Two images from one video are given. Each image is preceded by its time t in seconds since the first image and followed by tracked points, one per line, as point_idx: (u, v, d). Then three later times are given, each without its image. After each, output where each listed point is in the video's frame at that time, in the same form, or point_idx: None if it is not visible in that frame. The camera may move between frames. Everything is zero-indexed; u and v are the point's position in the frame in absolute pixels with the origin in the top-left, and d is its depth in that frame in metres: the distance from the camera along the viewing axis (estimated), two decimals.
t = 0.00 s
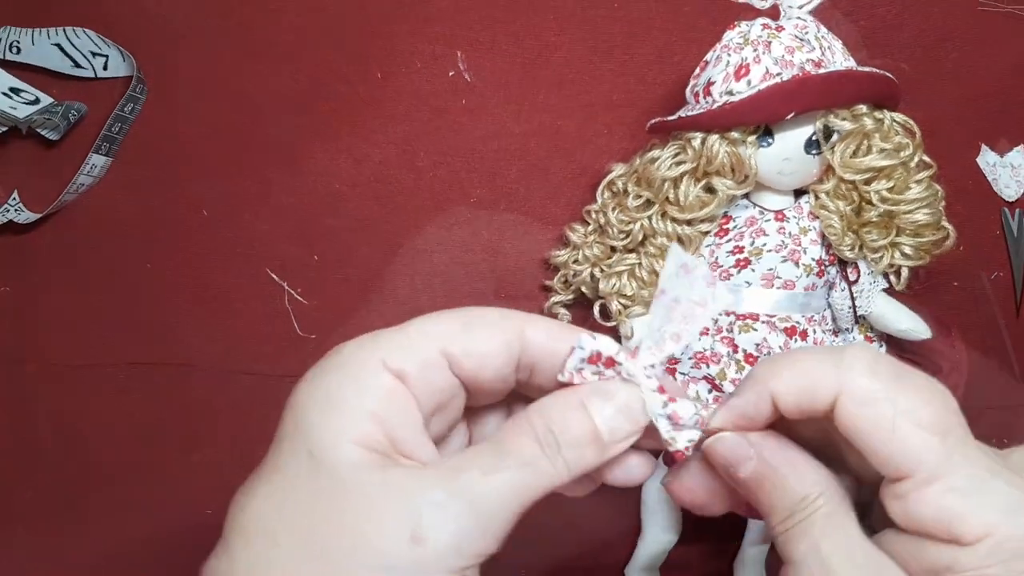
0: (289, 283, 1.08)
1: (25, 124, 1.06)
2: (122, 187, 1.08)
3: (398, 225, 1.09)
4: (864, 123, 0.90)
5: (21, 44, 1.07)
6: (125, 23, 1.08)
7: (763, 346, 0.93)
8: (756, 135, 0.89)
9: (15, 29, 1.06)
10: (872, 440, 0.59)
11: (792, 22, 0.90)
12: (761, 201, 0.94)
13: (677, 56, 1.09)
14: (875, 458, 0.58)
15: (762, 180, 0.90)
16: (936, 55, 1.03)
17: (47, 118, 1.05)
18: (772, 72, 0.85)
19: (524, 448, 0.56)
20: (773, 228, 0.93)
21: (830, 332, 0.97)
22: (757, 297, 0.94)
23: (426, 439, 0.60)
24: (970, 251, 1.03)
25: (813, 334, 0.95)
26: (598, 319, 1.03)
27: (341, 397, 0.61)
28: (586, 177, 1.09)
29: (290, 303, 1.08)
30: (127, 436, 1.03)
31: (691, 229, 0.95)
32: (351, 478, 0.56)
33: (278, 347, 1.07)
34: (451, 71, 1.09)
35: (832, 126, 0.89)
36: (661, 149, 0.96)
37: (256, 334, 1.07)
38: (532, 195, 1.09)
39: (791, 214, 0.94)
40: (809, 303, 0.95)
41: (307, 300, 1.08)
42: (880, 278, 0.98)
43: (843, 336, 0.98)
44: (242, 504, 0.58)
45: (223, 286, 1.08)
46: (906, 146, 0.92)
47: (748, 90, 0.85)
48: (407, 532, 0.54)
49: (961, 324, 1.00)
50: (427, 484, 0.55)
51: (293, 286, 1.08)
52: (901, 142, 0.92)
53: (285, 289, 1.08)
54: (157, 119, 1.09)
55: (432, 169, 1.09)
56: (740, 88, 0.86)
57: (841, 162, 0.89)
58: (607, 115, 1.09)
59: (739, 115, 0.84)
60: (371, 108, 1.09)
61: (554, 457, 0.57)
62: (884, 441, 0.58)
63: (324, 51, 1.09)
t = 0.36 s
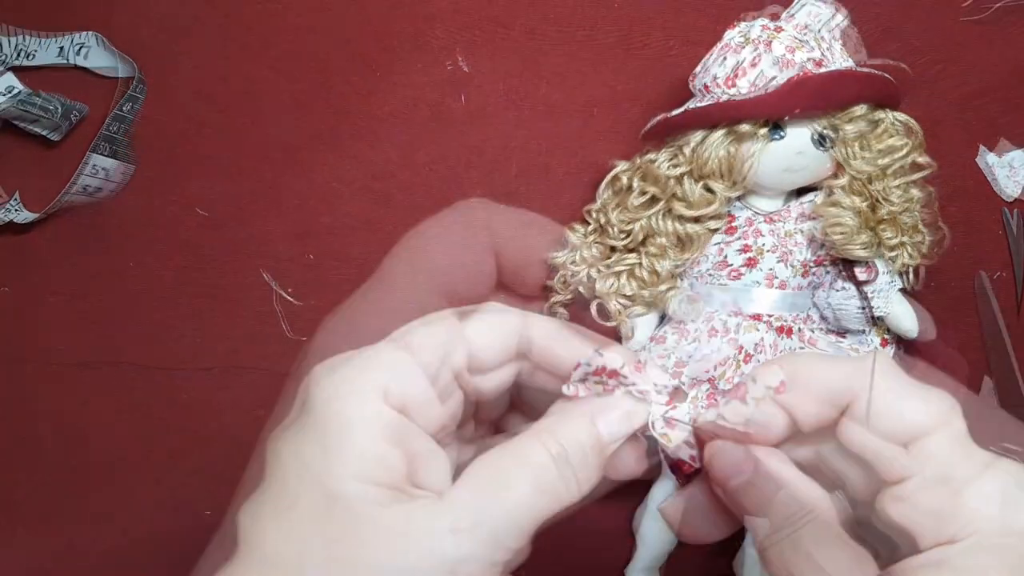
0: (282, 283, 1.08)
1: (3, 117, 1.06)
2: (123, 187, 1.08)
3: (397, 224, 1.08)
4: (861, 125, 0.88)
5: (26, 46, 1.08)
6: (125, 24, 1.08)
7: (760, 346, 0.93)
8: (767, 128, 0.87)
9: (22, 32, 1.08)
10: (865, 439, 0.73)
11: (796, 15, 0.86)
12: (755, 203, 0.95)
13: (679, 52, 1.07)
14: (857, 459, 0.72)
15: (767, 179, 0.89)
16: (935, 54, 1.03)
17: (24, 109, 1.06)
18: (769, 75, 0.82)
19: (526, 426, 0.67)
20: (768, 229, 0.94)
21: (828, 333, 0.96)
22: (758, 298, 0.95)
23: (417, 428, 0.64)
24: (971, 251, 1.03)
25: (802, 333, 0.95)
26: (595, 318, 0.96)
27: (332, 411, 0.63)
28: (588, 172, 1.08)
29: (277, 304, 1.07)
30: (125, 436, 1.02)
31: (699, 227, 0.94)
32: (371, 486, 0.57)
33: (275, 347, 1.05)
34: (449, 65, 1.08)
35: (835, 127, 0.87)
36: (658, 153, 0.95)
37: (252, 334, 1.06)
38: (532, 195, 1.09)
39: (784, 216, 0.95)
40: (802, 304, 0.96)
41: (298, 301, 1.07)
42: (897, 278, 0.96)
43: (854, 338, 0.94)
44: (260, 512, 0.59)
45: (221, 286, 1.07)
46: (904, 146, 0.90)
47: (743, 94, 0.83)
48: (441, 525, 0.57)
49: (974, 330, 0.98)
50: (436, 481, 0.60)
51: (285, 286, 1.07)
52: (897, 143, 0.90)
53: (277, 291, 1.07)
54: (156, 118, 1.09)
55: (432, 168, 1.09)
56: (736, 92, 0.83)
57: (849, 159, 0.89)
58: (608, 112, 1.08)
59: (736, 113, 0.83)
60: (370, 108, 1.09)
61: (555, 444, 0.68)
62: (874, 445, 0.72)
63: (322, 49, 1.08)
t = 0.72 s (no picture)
0: (282, 282, 1.10)
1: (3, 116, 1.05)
2: (122, 187, 1.07)
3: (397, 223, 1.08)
4: (860, 126, 0.85)
5: (26, 45, 1.09)
6: (130, 27, 1.10)
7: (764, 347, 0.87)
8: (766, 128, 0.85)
9: (21, 32, 1.09)
10: (882, 434, 0.64)
11: (803, 10, 0.83)
12: (756, 201, 0.91)
13: (679, 52, 1.07)
14: (868, 455, 0.63)
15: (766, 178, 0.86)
16: (934, 53, 1.04)
17: (23, 109, 1.05)
18: (768, 75, 0.80)
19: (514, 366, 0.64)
20: (770, 229, 0.90)
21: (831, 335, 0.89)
22: (760, 298, 0.90)
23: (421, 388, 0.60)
24: (973, 250, 1.03)
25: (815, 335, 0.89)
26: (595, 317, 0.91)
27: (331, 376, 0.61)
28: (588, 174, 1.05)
29: (278, 303, 1.09)
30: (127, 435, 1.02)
31: (700, 226, 0.91)
32: (354, 469, 0.56)
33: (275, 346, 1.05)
34: (449, 62, 1.09)
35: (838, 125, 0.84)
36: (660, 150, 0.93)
37: (254, 333, 1.07)
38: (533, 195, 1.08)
39: (788, 214, 0.91)
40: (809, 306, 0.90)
41: (297, 301, 1.08)
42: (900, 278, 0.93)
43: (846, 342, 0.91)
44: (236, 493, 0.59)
45: (223, 285, 1.08)
46: (902, 147, 0.87)
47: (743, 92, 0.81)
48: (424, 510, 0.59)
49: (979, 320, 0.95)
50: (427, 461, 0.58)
51: (285, 285, 1.09)
52: (897, 144, 0.86)
53: (278, 290, 1.09)
54: (156, 117, 1.08)
55: (433, 168, 1.09)
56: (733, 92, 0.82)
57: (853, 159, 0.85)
58: (608, 112, 1.08)
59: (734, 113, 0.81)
60: (371, 109, 1.10)
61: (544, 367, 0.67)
62: (896, 440, 0.64)
63: (325, 50, 1.10)
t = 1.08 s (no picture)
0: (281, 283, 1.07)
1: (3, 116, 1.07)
2: (124, 188, 1.09)
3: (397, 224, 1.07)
4: (860, 126, 0.83)
5: (26, 46, 1.09)
6: (130, 26, 1.10)
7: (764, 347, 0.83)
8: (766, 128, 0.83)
9: (20, 32, 1.09)
10: (832, 381, 0.50)
11: (803, 10, 0.83)
12: (756, 201, 0.89)
13: (679, 53, 1.06)
14: (817, 405, 0.50)
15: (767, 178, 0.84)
16: (934, 54, 1.04)
17: (24, 109, 1.07)
18: (768, 76, 0.80)
19: (464, 266, 0.51)
20: (770, 229, 0.87)
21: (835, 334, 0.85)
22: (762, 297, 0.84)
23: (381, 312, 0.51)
24: (970, 250, 1.02)
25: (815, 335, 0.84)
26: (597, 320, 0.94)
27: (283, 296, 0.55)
28: (589, 172, 1.05)
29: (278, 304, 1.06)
30: (128, 433, 1.04)
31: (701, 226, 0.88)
32: (309, 384, 0.52)
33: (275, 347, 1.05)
34: (449, 62, 1.08)
35: (837, 126, 0.82)
36: (660, 150, 0.90)
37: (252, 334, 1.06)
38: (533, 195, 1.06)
39: (788, 214, 0.88)
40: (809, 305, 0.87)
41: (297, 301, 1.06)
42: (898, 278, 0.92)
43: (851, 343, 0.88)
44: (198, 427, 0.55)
45: (221, 287, 1.07)
46: (902, 147, 0.85)
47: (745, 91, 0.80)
48: (375, 430, 0.52)
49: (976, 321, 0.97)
50: (382, 361, 0.51)
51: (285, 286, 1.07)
52: (896, 144, 0.85)
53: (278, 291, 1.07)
54: (157, 118, 1.09)
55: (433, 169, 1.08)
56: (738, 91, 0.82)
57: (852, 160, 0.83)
58: (609, 111, 1.06)
59: (735, 113, 0.79)
60: (370, 107, 1.08)
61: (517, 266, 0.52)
62: (852, 383, 0.51)
63: (322, 50, 1.09)
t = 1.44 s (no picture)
0: (282, 282, 1.06)
1: (3, 116, 1.07)
2: (124, 188, 1.09)
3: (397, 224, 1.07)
4: (860, 126, 0.82)
5: (25, 46, 1.09)
6: (131, 27, 1.10)
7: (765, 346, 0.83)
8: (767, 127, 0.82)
9: (20, 32, 1.09)
10: (811, 386, 0.50)
11: (803, 10, 0.82)
12: (756, 201, 0.89)
13: (679, 52, 1.05)
14: (795, 407, 0.50)
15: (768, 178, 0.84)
16: (933, 54, 1.04)
17: (24, 109, 1.07)
18: (768, 76, 0.80)
19: (543, 333, 0.49)
20: (770, 229, 0.87)
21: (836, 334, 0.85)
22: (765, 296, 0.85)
23: (450, 369, 0.47)
24: (970, 250, 1.02)
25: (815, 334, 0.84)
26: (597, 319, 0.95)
27: (345, 338, 0.49)
28: (588, 173, 1.05)
29: (278, 304, 1.06)
30: (128, 433, 1.04)
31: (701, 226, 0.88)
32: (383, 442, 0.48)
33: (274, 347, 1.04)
34: (449, 62, 1.08)
35: (837, 126, 0.81)
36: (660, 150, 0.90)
37: (251, 335, 1.05)
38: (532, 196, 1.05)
39: (788, 214, 0.88)
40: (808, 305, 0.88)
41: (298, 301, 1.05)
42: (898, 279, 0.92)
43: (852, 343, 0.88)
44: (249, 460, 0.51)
45: (220, 287, 1.07)
46: (902, 147, 0.85)
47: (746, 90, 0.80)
48: (445, 497, 0.50)
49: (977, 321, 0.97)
50: (461, 434, 0.48)
51: (285, 285, 1.06)
52: (896, 144, 0.85)
53: (278, 290, 1.06)
54: (157, 118, 1.09)
55: (433, 169, 1.07)
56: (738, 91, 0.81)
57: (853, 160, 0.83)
58: (610, 110, 1.05)
59: (735, 113, 0.79)
60: (369, 107, 1.08)
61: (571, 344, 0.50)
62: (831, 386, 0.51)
63: (322, 50, 1.09)
